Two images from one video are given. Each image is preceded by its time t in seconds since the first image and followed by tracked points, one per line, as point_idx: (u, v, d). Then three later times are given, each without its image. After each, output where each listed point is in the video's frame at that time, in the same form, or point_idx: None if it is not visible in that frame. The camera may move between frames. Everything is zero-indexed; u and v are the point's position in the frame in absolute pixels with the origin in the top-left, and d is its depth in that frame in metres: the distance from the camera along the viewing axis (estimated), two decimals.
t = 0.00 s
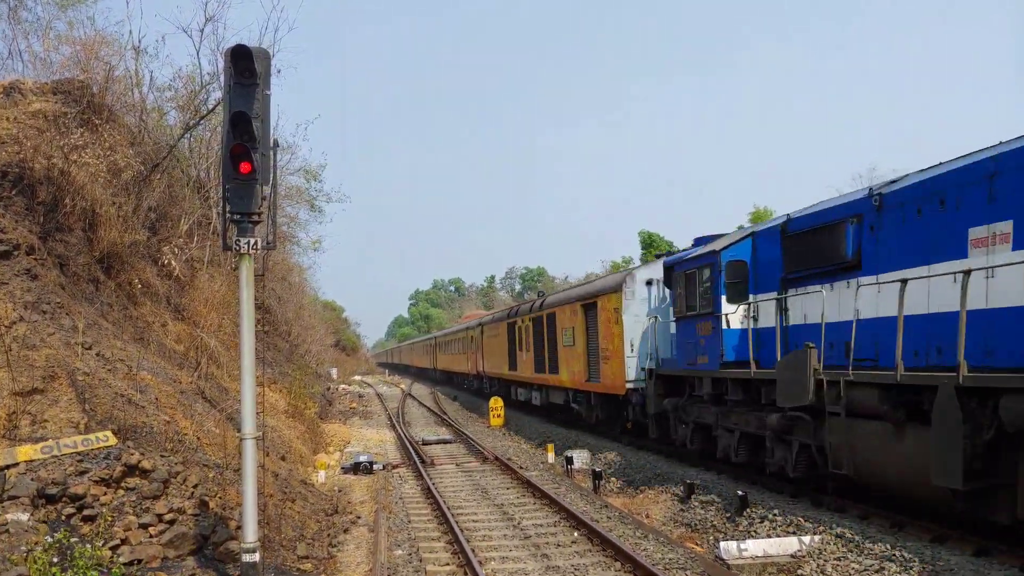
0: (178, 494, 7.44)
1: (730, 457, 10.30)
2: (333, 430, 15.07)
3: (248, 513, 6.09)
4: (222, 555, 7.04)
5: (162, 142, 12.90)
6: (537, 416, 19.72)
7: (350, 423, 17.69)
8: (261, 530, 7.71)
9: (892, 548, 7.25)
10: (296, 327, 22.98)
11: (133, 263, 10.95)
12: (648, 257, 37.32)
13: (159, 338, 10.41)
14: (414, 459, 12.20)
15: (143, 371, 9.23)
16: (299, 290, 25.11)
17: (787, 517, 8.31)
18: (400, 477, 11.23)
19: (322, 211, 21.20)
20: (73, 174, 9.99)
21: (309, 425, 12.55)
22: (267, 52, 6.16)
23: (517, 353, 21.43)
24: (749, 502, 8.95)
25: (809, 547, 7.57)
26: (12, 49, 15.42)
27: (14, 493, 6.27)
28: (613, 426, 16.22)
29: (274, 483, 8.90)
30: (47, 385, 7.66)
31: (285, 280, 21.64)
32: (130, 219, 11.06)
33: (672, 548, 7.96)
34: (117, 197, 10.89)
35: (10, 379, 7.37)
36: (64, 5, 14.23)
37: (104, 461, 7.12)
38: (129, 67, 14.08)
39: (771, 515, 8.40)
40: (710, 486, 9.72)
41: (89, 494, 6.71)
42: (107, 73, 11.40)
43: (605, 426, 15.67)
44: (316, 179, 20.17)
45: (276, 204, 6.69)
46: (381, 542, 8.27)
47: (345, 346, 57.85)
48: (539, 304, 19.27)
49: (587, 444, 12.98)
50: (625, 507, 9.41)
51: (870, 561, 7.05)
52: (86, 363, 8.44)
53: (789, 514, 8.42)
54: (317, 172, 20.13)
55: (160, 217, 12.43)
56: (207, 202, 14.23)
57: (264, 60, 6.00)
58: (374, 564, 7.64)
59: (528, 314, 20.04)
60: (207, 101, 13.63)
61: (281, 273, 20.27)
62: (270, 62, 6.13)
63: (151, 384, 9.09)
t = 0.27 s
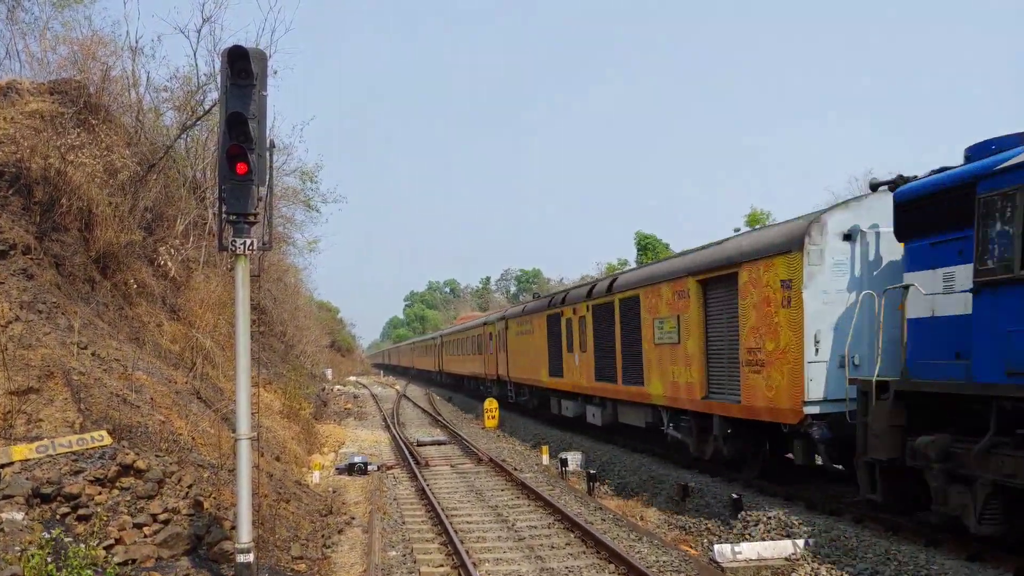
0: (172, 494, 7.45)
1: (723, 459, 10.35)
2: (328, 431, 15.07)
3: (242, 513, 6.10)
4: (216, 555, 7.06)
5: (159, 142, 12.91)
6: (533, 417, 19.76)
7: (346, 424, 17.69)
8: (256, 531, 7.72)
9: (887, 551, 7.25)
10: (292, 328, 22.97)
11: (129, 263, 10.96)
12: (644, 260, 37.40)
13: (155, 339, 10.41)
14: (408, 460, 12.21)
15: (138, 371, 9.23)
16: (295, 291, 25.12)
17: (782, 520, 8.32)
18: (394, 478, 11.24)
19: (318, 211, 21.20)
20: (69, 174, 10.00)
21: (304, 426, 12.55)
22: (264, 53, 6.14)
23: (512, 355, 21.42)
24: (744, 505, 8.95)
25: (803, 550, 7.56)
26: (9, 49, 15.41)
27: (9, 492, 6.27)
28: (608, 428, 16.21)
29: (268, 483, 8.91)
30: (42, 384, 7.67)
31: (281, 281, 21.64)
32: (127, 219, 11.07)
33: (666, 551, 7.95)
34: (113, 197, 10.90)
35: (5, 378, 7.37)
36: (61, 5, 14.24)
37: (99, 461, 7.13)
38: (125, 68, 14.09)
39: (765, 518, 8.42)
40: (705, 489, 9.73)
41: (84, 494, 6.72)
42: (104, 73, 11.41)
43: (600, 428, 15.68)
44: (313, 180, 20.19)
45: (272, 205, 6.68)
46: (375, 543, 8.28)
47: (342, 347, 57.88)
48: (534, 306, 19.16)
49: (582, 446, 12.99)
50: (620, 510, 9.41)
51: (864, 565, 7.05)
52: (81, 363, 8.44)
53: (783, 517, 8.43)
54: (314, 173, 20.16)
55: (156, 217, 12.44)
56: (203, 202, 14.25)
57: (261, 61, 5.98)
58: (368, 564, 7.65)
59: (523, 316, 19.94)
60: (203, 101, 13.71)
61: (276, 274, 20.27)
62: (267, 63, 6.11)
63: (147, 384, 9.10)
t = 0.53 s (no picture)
0: (175, 495, 7.46)
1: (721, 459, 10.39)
2: (330, 431, 15.10)
3: (246, 517, 6.12)
4: (219, 556, 7.07)
5: (160, 142, 12.91)
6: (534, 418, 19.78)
7: (348, 425, 17.70)
8: (259, 531, 7.74)
9: (887, 551, 7.27)
10: (294, 328, 23.00)
11: (130, 264, 10.97)
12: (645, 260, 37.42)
13: (157, 339, 10.43)
14: (410, 461, 12.24)
15: (141, 372, 9.25)
16: (296, 292, 25.12)
17: (783, 520, 8.34)
18: (396, 478, 11.26)
19: (319, 211, 21.21)
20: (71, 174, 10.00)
21: (306, 427, 12.57)
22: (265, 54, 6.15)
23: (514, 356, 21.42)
24: (745, 506, 8.98)
25: (806, 551, 7.55)
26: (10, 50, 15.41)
27: (13, 493, 6.28)
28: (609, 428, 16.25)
29: (271, 484, 8.93)
30: (45, 385, 7.68)
31: (282, 281, 21.65)
32: (128, 220, 11.07)
33: (668, 551, 7.97)
34: (115, 197, 10.90)
35: (9, 380, 7.38)
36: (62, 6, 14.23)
37: (102, 462, 7.14)
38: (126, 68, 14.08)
39: (766, 519, 8.45)
40: (706, 489, 9.76)
41: (87, 495, 6.74)
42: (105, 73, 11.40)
43: (601, 428, 15.69)
44: (314, 179, 20.19)
45: (274, 206, 6.68)
46: (378, 544, 8.30)
47: (343, 345, 57.92)
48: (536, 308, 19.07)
49: (583, 447, 13.01)
50: (622, 510, 9.44)
51: (865, 565, 7.07)
52: (84, 364, 8.45)
53: (785, 517, 8.45)
54: (315, 173, 20.16)
55: (157, 218, 12.44)
56: (205, 203, 14.26)
57: (262, 61, 5.99)
58: (371, 565, 7.66)
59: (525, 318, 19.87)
60: (204, 101, 13.68)
61: (277, 274, 20.28)
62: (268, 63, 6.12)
63: (149, 385, 9.12)
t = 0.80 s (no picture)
0: (174, 485, 7.46)
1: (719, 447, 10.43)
2: (328, 421, 15.12)
3: (244, 507, 6.13)
4: (218, 546, 7.08)
5: (155, 131, 12.82)
6: (532, 407, 19.84)
7: (345, 414, 17.71)
8: (257, 522, 7.74)
9: (883, 539, 7.31)
10: (291, 318, 22.98)
11: (126, 254, 10.93)
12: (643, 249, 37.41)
13: (154, 330, 10.40)
14: (409, 450, 12.27)
15: (138, 363, 9.22)
16: (293, 281, 25.08)
17: (780, 508, 8.38)
18: (395, 468, 11.28)
19: (316, 200, 21.13)
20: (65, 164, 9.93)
21: (305, 417, 12.57)
22: (262, 42, 6.11)
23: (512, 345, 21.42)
24: (742, 493, 9.02)
25: (802, 538, 7.60)
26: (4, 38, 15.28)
27: (10, 484, 6.27)
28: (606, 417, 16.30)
29: (269, 475, 8.93)
30: (42, 376, 7.66)
31: (279, 271, 21.60)
32: (124, 210, 11.02)
33: (665, 539, 8.01)
34: (110, 187, 10.84)
35: (5, 371, 7.35)
36: None
37: (100, 453, 7.14)
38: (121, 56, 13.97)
39: (763, 507, 8.49)
40: (703, 477, 9.79)
41: (85, 486, 6.73)
42: (99, 62, 11.31)
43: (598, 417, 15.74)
44: (310, 169, 20.11)
45: (271, 195, 6.65)
46: (377, 534, 8.31)
47: (339, 336, 57.92)
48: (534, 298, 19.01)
49: (581, 436, 13.04)
50: (619, 498, 9.48)
51: (861, 552, 7.11)
52: (81, 355, 8.42)
53: (782, 505, 8.49)
54: (311, 162, 20.07)
55: (153, 208, 12.39)
56: (201, 192, 14.20)
57: (258, 49, 5.94)
58: (370, 555, 7.67)
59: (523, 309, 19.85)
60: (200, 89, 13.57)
61: (274, 264, 20.24)
62: (264, 52, 6.08)
63: (147, 376, 9.10)
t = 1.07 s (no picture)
0: (170, 476, 7.46)
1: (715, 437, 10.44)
2: (325, 412, 15.15)
3: (241, 496, 6.14)
4: (215, 536, 7.09)
5: (151, 122, 12.79)
6: (529, 399, 19.87)
7: (342, 405, 17.74)
8: (254, 512, 7.75)
9: (879, 529, 7.31)
10: (288, 310, 22.99)
11: (122, 245, 10.91)
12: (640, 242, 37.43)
13: (150, 321, 10.39)
14: (405, 440, 12.27)
15: (134, 353, 9.22)
16: (290, 273, 25.08)
17: (776, 498, 8.39)
18: (391, 458, 11.29)
19: (312, 192, 21.11)
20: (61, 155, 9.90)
21: (301, 407, 12.58)
22: (258, 33, 6.06)
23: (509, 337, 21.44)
24: (738, 483, 9.03)
25: (797, 528, 7.61)
26: None
27: (7, 474, 6.26)
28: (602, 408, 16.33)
29: (266, 464, 8.95)
30: (39, 366, 7.66)
31: (276, 263, 21.59)
32: (120, 200, 11.01)
33: (661, 529, 8.02)
34: (106, 177, 10.82)
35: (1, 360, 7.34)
36: None
37: (96, 443, 7.14)
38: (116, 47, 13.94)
39: (759, 497, 8.50)
40: (699, 467, 9.80)
41: (82, 476, 6.73)
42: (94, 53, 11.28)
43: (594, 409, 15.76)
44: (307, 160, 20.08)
45: (267, 186, 6.61)
46: (373, 523, 8.32)
47: (336, 329, 57.92)
48: (530, 289, 18.99)
49: (577, 426, 13.05)
50: (616, 488, 9.49)
51: (856, 542, 7.12)
52: (76, 345, 8.42)
53: (778, 495, 8.50)
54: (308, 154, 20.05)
55: (149, 198, 12.39)
56: (197, 183, 14.19)
57: (254, 39, 5.90)
58: (367, 545, 7.68)
59: (520, 300, 19.84)
60: (195, 80, 13.53)
61: (270, 256, 20.23)
62: (260, 42, 6.03)
63: (143, 366, 9.10)
